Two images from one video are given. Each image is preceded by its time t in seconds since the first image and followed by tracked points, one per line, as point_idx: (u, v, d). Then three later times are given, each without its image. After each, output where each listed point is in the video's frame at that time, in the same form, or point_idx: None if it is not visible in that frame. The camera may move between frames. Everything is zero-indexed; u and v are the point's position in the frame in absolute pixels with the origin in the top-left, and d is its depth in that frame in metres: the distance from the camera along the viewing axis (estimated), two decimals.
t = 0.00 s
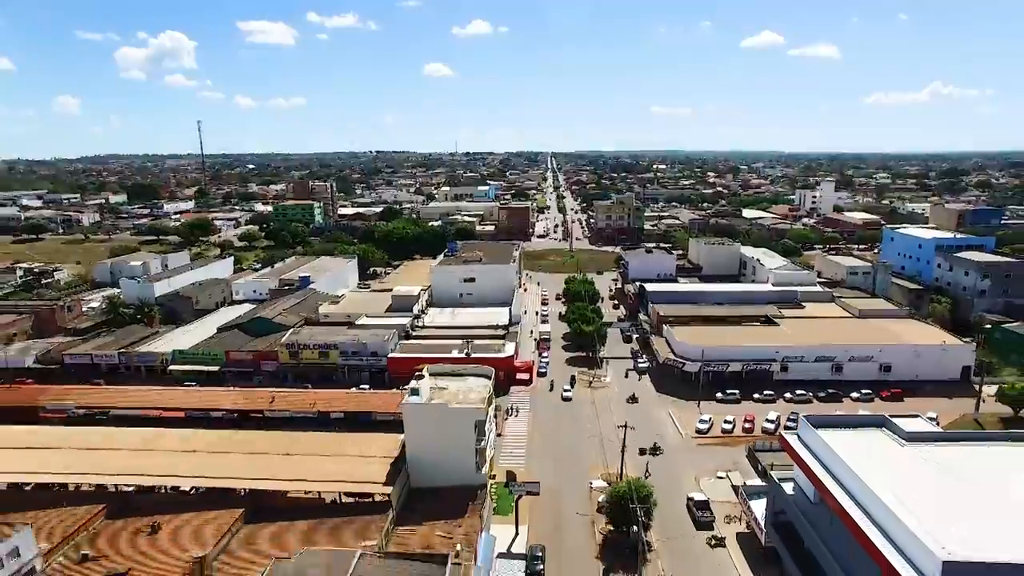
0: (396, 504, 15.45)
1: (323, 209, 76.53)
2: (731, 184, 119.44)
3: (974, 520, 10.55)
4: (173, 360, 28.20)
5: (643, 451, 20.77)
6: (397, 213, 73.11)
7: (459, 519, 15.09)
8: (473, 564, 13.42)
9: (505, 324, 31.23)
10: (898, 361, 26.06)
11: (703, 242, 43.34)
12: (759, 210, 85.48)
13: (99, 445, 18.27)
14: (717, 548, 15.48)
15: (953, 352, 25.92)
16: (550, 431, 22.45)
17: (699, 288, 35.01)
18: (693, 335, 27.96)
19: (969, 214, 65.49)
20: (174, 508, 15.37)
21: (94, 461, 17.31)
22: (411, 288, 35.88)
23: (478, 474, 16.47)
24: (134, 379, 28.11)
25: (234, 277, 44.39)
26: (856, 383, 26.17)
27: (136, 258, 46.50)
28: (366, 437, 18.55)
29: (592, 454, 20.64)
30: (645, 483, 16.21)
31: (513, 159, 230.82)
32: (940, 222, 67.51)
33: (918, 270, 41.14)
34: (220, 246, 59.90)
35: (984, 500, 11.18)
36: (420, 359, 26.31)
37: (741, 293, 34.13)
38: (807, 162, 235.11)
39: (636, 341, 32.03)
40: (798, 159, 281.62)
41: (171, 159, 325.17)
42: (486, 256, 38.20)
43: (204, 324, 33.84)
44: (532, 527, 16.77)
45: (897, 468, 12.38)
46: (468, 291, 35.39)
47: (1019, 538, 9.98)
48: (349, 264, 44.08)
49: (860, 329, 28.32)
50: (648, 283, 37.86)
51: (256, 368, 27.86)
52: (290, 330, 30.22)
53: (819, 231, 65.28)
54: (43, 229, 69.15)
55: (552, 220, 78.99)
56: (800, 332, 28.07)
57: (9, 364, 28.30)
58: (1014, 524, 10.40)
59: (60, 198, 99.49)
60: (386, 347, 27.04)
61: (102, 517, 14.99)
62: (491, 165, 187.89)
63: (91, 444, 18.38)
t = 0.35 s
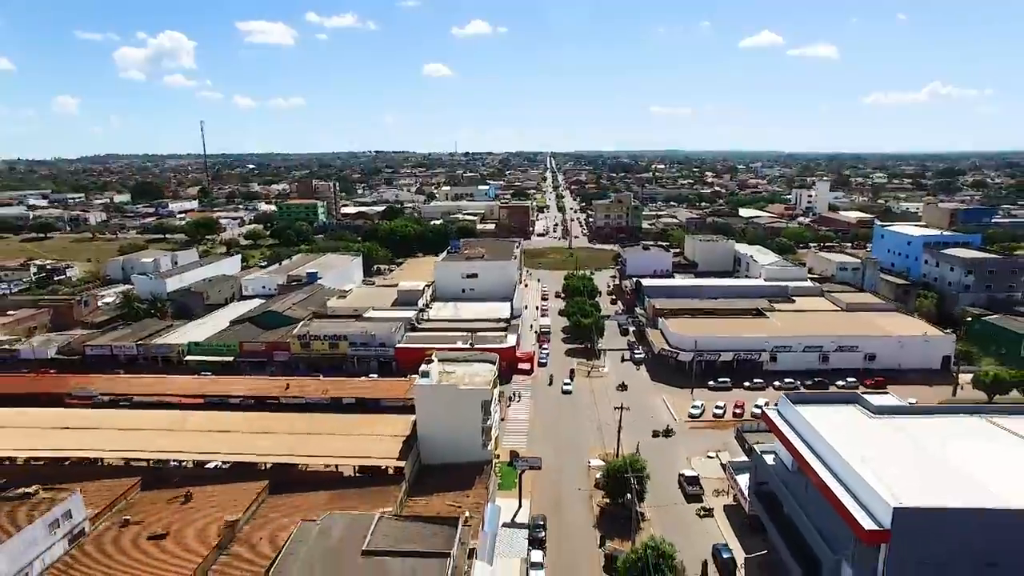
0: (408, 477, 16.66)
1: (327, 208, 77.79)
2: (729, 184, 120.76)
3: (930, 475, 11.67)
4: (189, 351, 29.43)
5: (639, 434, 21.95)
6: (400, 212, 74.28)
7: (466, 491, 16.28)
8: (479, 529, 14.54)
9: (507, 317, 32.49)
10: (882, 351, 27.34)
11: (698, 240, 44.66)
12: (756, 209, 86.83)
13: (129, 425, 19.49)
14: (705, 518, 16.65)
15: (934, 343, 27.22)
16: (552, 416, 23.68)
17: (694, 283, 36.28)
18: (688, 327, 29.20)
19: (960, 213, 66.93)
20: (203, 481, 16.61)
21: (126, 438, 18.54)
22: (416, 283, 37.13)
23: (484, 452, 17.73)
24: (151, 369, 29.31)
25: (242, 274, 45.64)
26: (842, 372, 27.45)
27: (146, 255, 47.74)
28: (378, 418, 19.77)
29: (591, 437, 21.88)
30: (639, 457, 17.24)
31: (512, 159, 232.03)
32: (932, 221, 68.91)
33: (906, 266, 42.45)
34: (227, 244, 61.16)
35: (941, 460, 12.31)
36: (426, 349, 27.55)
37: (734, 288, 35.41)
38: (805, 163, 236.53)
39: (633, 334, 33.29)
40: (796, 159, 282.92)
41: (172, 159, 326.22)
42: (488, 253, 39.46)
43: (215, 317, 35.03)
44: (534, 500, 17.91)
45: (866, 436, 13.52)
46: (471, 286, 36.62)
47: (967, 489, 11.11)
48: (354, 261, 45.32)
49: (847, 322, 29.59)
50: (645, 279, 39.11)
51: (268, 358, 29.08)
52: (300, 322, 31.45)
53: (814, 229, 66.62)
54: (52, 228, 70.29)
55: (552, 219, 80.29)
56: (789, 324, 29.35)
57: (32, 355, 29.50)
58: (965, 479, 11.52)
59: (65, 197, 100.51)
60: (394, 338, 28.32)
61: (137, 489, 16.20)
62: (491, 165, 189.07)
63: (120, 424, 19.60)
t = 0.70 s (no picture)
0: (417, 457, 17.81)
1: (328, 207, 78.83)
2: (726, 184, 121.99)
3: (896, 445, 12.74)
4: (201, 344, 30.50)
5: (634, 420, 23.03)
6: (400, 211, 75.34)
7: (472, 470, 17.35)
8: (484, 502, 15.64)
9: (507, 311, 33.59)
10: (868, 343, 28.50)
11: (693, 237, 45.82)
12: (752, 208, 88.01)
13: (151, 410, 20.61)
14: (695, 494, 17.69)
15: (918, 335, 28.40)
16: (551, 404, 24.74)
17: (688, 279, 37.42)
18: (681, 320, 30.33)
19: (951, 212, 68.16)
20: (224, 461, 17.74)
21: (149, 422, 19.63)
22: (419, 279, 38.23)
23: (487, 434, 18.88)
24: (165, 361, 30.39)
25: (248, 271, 46.71)
26: (829, 363, 28.60)
27: (154, 252, 48.82)
28: (386, 403, 20.86)
29: (589, 422, 22.97)
30: (633, 438, 18.35)
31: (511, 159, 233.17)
32: (924, 220, 70.17)
33: (895, 263, 43.70)
34: (231, 243, 62.19)
35: (907, 432, 13.39)
36: (430, 341, 28.62)
37: (727, 283, 36.56)
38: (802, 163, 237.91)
39: (630, 327, 34.42)
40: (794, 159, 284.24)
41: (171, 159, 326.87)
42: (488, 250, 40.57)
43: (224, 313, 36.09)
44: (535, 479, 18.99)
45: (840, 412, 14.59)
46: (472, 282, 37.73)
47: (929, 456, 12.19)
48: (358, 259, 46.42)
49: (835, 315, 30.75)
50: (641, 275, 40.24)
51: (278, 351, 30.17)
52: (307, 317, 32.53)
53: (807, 228, 67.86)
54: (57, 226, 71.24)
55: (550, 218, 81.41)
56: (779, 317, 30.50)
57: (50, 348, 30.58)
58: (927, 447, 12.60)
59: (68, 197, 101.36)
60: (399, 330, 29.45)
61: (163, 468, 17.35)
62: (489, 165, 190.17)
63: (143, 409, 20.70)
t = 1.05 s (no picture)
0: (425, 437, 19.02)
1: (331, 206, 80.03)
2: (723, 183, 123.18)
3: (864, 417, 14.00)
4: (214, 337, 31.72)
5: (629, 405, 24.22)
6: (401, 209, 76.59)
7: (477, 448, 18.55)
8: (488, 476, 16.87)
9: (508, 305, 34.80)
10: (854, 334, 29.76)
11: (688, 234, 47.08)
12: (748, 207, 89.27)
13: (173, 395, 21.81)
14: (686, 472, 18.84)
15: (901, 326, 29.67)
16: (551, 392, 25.94)
17: (683, 275, 38.65)
18: (676, 313, 31.56)
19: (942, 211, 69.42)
20: (245, 441, 18.95)
21: (172, 406, 20.82)
22: (422, 275, 39.47)
23: (491, 416, 20.10)
24: (179, 353, 31.62)
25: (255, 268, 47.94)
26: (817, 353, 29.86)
27: (163, 250, 50.07)
28: (395, 389, 22.06)
29: (587, 408, 24.18)
30: (627, 419, 19.56)
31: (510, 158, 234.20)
32: (916, 219, 71.48)
33: (884, 259, 45.10)
34: (236, 241, 63.41)
35: (876, 406, 14.65)
36: (434, 333, 29.82)
37: (721, 279, 37.81)
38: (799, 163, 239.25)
39: (627, 321, 35.64)
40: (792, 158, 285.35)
41: (171, 159, 327.94)
42: (490, 247, 41.82)
43: (234, 307, 37.30)
44: (535, 459, 20.20)
45: (817, 390, 15.85)
46: (474, 278, 38.94)
47: (892, 426, 13.45)
48: (362, 256, 47.61)
49: (823, 309, 32.00)
50: (638, 271, 41.48)
51: (288, 343, 31.37)
52: (316, 311, 33.74)
53: (802, 226, 69.13)
54: (64, 225, 72.41)
55: (549, 217, 82.64)
56: (769, 310, 31.76)
57: (70, 340, 31.93)
58: (891, 419, 13.87)
59: (73, 196, 102.56)
60: (405, 323, 30.65)
61: (189, 446, 18.61)
62: (489, 164, 191.37)
63: (165, 395, 21.90)
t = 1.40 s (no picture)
0: (431, 421, 20.09)
1: (333, 205, 81.02)
2: (720, 182, 124.21)
3: (841, 398, 15.03)
4: (224, 331, 32.80)
5: (625, 394, 25.27)
6: (402, 208, 77.65)
7: (480, 433, 19.61)
8: (492, 456, 17.93)
9: (509, 300, 35.87)
10: (842, 328, 30.88)
11: (684, 232, 48.19)
12: (745, 206, 90.38)
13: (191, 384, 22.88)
14: (678, 455, 19.89)
15: (888, 320, 30.80)
16: (551, 382, 26.98)
17: (679, 271, 39.75)
18: (671, 307, 32.65)
19: (935, 210, 70.55)
20: (261, 425, 20.01)
21: (190, 394, 21.87)
22: (425, 272, 40.55)
23: (493, 403, 21.24)
24: (191, 347, 32.71)
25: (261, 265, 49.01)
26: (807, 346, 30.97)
27: (170, 248, 51.12)
28: (401, 377, 23.13)
29: (584, 397, 25.23)
30: (623, 405, 20.60)
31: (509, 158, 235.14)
32: (910, 217, 72.57)
33: (874, 257, 46.23)
34: (240, 239, 64.43)
35: (853, 388, 15.67)
36: (437, 327, 30.86)
37: (716, 275, 38.91)
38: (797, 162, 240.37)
39: (624, 316, 36.72)
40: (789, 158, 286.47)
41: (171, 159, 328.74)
42: (490, 244, 42.90)
43: (242, 303, 38.36)
44: (536, 442, 21.28)
45: (799, 375, 16.89)
46: (476, 274, 40.00)
47: (866, 405, 14.48)
48: (365, 253, 48.65)
49: (814, 304, 33.10)
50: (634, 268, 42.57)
51: (296, 337, 32.45)
52: (322, 306, 34.83)
53: (797, 225, 70.24)
54: (69, 224, 73.40)
55: (548, 216, 83.78)
56: (761, 305, 32.87)
57: (86, 335, 33.10)
58: (866, 399, 14.90)
59: (77, 196, 103.56)
60: (409, 317, 31.74)
61: (209, 431, 19.70)
62: (488, 164, 192.40)
63: (183, 383, 22.96)
